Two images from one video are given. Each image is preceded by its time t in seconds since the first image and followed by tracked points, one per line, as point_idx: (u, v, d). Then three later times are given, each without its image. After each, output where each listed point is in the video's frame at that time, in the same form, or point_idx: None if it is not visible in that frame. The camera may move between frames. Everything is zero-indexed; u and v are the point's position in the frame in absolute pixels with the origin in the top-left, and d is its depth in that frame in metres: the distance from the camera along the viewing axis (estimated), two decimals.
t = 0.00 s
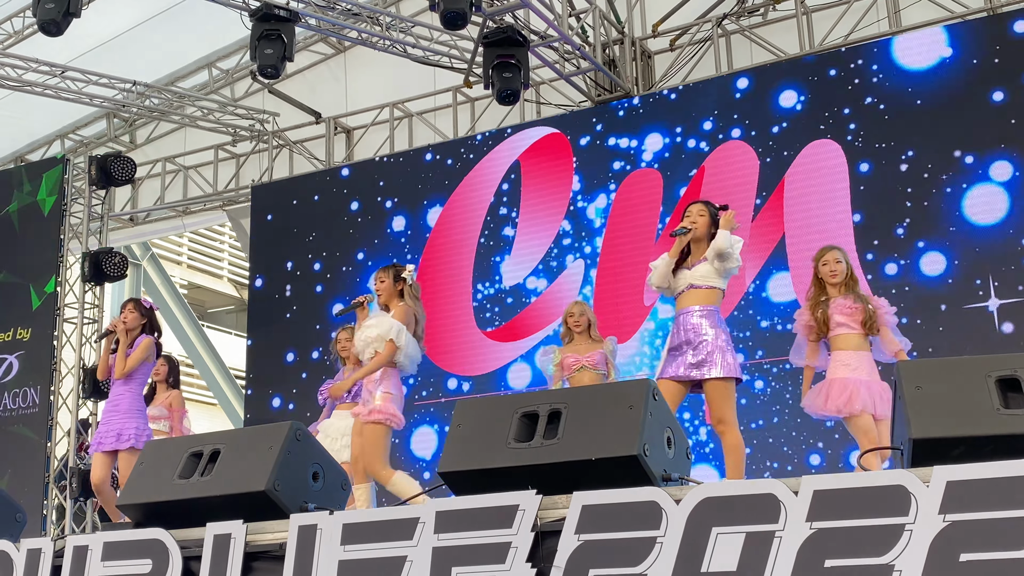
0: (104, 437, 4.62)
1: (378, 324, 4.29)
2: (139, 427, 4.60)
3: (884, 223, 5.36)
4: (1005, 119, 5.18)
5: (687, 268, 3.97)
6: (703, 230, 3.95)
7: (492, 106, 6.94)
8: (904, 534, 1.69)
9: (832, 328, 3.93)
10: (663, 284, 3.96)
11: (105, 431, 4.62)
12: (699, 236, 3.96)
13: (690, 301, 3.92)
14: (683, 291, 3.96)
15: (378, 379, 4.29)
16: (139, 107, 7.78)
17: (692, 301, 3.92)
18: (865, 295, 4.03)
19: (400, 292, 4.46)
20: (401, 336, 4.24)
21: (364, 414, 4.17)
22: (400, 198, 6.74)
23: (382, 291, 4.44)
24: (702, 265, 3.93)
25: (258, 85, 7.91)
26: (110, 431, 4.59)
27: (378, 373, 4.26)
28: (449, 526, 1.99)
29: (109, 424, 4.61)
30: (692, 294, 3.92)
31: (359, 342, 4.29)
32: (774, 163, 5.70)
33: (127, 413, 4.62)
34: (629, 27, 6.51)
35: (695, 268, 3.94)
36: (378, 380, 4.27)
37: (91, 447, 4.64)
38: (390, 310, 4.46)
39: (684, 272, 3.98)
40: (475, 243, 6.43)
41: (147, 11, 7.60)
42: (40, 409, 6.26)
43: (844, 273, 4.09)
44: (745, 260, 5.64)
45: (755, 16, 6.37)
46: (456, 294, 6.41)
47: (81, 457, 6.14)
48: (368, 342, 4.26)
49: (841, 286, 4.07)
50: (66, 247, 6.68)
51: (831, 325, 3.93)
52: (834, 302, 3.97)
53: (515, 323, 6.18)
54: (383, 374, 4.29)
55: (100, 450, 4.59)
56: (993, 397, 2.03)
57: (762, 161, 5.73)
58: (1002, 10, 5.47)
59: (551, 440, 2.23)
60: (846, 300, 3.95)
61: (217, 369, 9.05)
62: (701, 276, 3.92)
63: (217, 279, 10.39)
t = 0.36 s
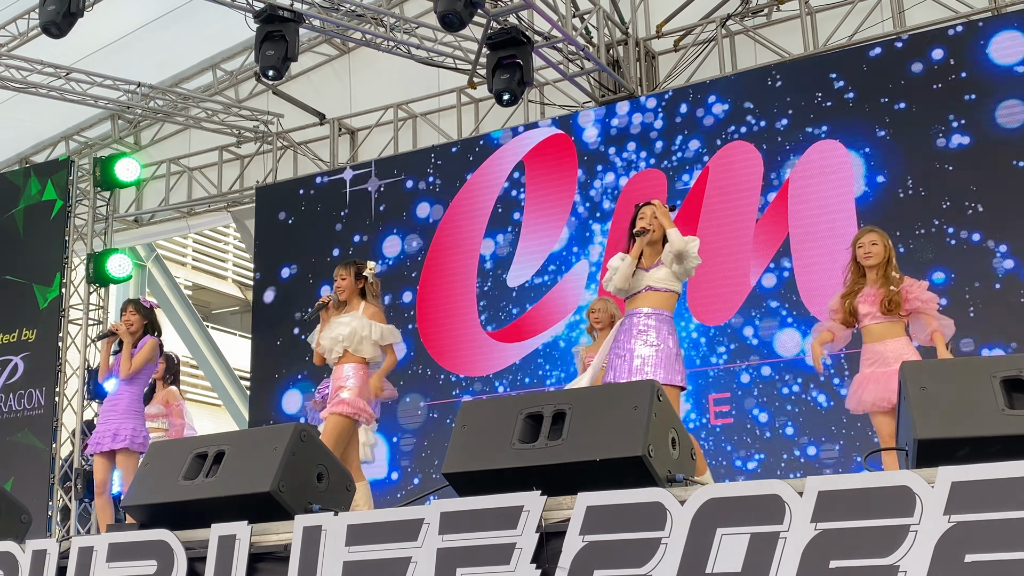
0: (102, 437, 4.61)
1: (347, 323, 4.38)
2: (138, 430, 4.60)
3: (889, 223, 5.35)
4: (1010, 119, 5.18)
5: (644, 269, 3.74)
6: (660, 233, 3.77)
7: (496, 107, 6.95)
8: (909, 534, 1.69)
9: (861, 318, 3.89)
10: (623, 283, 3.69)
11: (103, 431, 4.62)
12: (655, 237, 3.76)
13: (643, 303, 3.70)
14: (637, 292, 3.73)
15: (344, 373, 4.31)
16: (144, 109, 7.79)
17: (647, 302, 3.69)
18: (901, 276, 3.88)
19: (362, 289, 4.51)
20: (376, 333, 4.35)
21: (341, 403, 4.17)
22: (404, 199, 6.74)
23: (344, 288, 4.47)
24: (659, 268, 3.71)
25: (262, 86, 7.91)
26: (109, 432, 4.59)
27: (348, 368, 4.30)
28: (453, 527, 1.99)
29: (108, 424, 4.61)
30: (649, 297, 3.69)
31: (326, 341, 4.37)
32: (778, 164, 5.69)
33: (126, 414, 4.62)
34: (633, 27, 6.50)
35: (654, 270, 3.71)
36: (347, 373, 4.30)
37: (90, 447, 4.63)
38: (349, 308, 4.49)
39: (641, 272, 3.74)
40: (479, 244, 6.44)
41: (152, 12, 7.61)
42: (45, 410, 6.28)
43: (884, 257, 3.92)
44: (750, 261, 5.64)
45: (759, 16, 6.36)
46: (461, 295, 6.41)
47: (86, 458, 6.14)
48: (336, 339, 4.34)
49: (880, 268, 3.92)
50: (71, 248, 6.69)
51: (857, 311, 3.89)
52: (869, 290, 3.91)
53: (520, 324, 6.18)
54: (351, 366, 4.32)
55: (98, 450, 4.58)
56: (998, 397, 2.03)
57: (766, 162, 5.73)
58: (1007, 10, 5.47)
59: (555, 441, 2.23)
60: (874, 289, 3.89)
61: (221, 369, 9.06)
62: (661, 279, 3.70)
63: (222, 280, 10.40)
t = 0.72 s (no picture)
0: (108, 438, 4.57)
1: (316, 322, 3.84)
2: (147, 431, 4.60)
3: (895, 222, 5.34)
4: (1017, 118, 5.16)
5: (621, 261, 3.53)
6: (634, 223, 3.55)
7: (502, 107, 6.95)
8: (918, 533, 1.68)
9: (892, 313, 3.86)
10: (599, 279, 3.47)
11: (109, 432, 4.57)
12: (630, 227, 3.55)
13: (624, 297, 3.49)
14: (616, 285, 3.52)
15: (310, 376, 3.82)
16: (151, 109, 7.80)
17: (627, 297, 3.48)
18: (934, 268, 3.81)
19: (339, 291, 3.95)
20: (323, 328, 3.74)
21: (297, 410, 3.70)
22: (411, 199, 6.75)
23: (319, 292, 3.91)
24: (639, 258, 3.49)
25: (269, 87, 7.93)
26: (116, 433, 4.55)
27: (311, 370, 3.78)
28: (461, 526, 1.99)
29: (114, 425, 4.57)
30: (628, 289, 3.48)
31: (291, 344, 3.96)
32: (785, 163, 5.68)
33: (135, 415, 4.61)
34: (639, 27, 6.50)
35: (632, 261, 3.50)
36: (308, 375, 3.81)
37: (94, 448, 4.57)
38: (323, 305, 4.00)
39: (618, 264, 3.52)
40: (486, 244, 6.44)
41: (158, 13, 7.63)
42: (53, 410, 6.29)
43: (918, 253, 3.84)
44: (757, 260, 5.63)
45: (765, 15, 6.35)
46: (467, 295, 6.41)
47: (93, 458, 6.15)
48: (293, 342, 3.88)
49: (912, 266, 3.86)
50: (79, 248, 6.71)
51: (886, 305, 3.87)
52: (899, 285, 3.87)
53: (526, 324, 6.18)
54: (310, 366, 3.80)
55: (104, 451, 4.53)
56: (1007, 397, 2.02)
57: (773, 161, 5.72)
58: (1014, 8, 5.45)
59: (563, 440, 2.23)
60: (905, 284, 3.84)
61: (228, 369, 9.07)
62: (638, 270, 3.48)
63: (229, 281, 10.42)
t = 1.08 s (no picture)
0: (115, 440, 4.58)
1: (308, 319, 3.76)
2: (154, 432, 4.62)
3: (904, 221, 5.32)
4: None
5: (615, 260, 3.34)
6: (630, 221, 3.37)
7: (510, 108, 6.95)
8: (928, 533, 1.68)
9: (910, 308, 3.82)
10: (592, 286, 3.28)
11: (115, 434, 4.58)
12: (625, 226, 3.37)
13: (618, 297, 3.29)
14: (609, 285, 3.32)
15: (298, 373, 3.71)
16: (159, 110, 7.83)
17: (620, 297, 3.28)
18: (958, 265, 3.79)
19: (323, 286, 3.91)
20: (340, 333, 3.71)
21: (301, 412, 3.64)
22: (419, 199, 6.75)
23: (303, 287, 3.85)
24: (633, 257, 3.30)
25: (277, 88, 7.94)
26: (123, 434, 4.56)
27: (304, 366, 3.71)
28: (470, 526, 2.00)
29: (122, 427, 4.58)
30: (620, 290, 3.28)
31: (286, 335, 3.76)
32: (793, 162, 5.67)
33: (142, 417, 4.62)
34: (647, 27, 6.49)
35: (625, 260, 3.30)
36: (301, 373, 3.70)
37: (101, 450, 4.57)
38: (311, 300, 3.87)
39: (611, 264, 3.33)
40: (493, 244, 6.44)
41: (167, 14, 7.65)
42: (62, 411, 6.31)
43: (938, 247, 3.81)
44: (765, 260, 5.62)
45: (773, 15, 6.34)
46: (475, 295, 6.41)
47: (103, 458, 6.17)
48: (297, 335, 3.72)
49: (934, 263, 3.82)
50: (88, 249, 6.73)
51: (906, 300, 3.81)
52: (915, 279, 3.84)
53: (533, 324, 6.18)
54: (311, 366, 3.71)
55: (111, 454, 4.54)
56: (1017, 397, 2.01)
57: (781, 161, 5.71)
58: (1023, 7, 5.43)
59: (571, 441, 2.23)
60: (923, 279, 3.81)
61: (236, 368, 9.09)
62: (632, 269, 3.28)
63: (238, 282, 10.44)
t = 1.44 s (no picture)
0: (121, 440, 4.59)
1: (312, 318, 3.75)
2: (158, 432, 4.62)
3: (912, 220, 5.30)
4: None
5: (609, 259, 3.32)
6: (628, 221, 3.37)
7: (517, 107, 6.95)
8: (937, 534, 1.67)
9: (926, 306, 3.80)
10: (587, 291, 3.28)
11: (122, 434, 4.59)
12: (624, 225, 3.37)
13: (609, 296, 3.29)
14: (602, 283, 3.32)
15: (291, 372, 3.67)
16: (167, 111, 7.84)
17: (614, 296, 3.28)
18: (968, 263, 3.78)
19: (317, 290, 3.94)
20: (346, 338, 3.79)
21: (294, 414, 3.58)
22: (427, 199, 6.76)
23: (301, 287, 3.85)
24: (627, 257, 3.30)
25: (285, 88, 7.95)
26: (129, 434, 4.57)
27: (302, 367, 3.69)
28: (477, 527, 2.00)
29: (128, 427, 4.59)
30: (613, 288, 3.28)
31: (289, 330, 3.70)
32: (801, 162, 5.66)
33: (147, 417, 4.63)
34: (654, 26, 6.47)
35: (620, 259, 3.30)
36: (296, 374, 3.67)
37: (107, 450, 4.59)
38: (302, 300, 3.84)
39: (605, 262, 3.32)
40: (501, 244, 6.44)
41: (175, 15, 7.67)
42: (71, 411, 6.33)
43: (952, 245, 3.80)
44: (773, 259, 5.61)
45: (781, 13, 6.33)
46: (482, 295, 6.41)
47: (111, 458, 6.19)
48: (303, 332, 3.68)
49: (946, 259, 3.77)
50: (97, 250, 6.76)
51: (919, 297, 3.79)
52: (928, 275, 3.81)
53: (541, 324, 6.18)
54: (309, 368, 3.70)
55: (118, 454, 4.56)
56: None
57: (789, 160, 5.70)
58: None
59: (579, 441, 2.22)
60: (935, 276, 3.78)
61: (246, 372, 9.09)
62: (627, 268, 3.28)
63: (246, 282, 10.46)
